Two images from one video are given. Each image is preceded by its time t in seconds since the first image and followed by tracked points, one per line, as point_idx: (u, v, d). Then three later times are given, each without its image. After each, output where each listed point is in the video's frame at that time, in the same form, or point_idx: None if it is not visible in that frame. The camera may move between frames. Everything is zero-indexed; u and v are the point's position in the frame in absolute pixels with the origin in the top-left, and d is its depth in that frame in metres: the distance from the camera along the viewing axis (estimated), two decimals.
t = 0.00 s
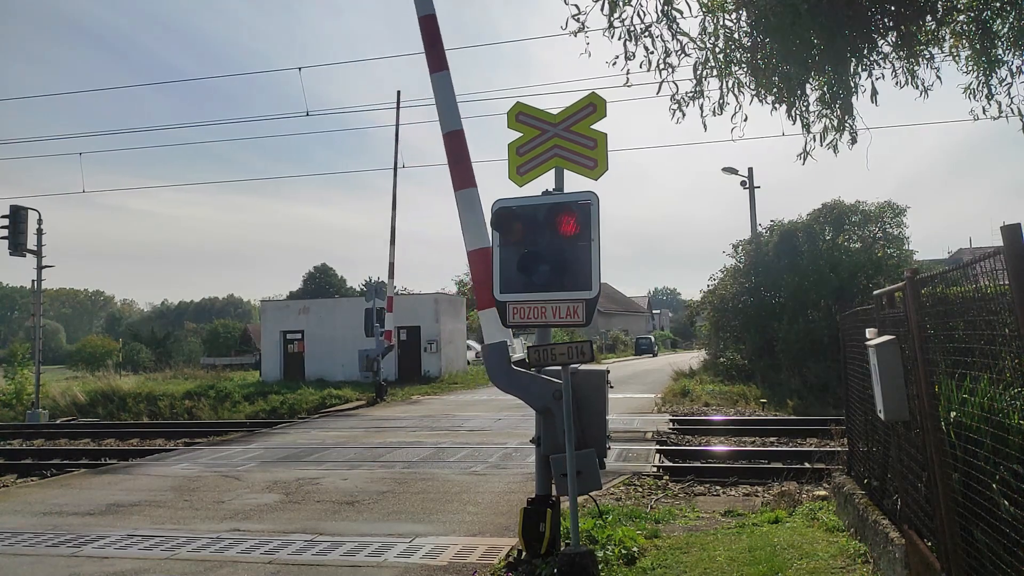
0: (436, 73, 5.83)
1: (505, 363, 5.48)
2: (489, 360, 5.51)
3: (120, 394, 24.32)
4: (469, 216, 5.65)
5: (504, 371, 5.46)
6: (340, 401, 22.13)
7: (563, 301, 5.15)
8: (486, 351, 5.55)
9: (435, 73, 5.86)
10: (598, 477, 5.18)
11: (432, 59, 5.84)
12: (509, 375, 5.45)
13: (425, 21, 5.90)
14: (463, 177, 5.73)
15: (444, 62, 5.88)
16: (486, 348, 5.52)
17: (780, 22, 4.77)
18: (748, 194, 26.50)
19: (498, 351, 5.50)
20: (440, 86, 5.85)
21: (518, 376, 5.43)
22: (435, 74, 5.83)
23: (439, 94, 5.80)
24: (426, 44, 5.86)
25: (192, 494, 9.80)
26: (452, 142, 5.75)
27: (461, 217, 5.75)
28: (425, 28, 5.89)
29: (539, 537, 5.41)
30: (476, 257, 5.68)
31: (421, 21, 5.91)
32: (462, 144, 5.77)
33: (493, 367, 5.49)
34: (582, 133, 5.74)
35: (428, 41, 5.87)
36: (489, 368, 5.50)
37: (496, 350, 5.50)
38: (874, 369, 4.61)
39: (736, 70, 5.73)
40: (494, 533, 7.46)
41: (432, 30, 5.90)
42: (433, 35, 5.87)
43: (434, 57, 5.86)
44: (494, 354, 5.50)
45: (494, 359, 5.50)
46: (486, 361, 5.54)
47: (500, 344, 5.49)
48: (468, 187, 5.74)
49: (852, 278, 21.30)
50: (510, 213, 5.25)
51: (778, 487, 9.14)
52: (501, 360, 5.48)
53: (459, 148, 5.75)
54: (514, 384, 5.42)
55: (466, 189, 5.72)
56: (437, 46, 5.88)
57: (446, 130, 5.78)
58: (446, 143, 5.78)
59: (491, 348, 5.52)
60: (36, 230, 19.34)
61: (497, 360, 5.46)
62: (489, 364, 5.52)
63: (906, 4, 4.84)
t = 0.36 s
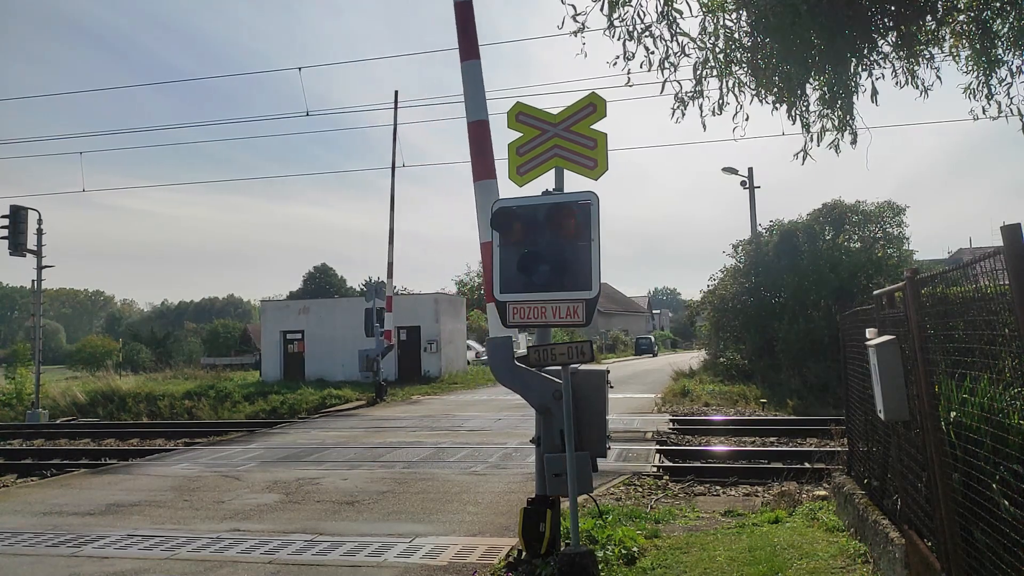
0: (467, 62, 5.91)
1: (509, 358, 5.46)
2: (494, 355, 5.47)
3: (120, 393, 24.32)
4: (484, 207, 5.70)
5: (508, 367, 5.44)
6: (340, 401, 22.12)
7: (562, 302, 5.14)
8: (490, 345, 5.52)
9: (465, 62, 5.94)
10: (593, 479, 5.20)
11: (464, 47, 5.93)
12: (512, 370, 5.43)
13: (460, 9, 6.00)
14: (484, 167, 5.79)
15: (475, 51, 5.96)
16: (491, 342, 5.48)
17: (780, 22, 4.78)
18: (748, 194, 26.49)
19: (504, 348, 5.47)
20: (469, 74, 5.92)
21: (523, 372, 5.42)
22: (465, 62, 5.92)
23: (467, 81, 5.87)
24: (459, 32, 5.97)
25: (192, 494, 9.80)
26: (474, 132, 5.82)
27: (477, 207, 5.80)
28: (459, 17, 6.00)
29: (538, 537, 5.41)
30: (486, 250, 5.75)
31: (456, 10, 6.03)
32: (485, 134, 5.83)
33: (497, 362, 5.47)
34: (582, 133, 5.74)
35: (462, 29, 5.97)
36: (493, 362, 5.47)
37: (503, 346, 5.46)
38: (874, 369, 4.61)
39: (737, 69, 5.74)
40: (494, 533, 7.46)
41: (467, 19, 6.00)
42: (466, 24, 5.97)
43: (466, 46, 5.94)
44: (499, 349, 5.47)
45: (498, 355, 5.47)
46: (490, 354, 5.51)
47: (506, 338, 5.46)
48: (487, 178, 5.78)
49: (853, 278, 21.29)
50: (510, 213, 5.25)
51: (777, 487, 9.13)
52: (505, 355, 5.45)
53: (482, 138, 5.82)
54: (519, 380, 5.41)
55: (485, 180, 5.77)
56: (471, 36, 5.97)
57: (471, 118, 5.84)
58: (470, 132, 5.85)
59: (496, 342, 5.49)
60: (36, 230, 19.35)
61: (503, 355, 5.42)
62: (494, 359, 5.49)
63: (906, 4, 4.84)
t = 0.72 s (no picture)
0: (481, 57, 5.90)
1: (510, 356, 5.46)
2: (495, 353, 5.47)
3: (120, 394, 24.31)
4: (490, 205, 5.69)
5: (509, 365, 5.45)
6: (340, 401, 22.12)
7: (562, 302, 5.15)
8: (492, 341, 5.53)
9: (481, 56, 5.92)
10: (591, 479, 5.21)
11: (479, 41, 5.92)
12: (514, 370, 5.44)
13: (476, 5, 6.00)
14: (494, 163, 5.77)
15: (491, 45, 5.95)
16: (492, 340, 5.47)
17: (780, 22, 4.77)
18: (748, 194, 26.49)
19: (506, 346, 5.47)
20: (483, 69, 5.91)
21: (523, 371, 5.43)
22: (480, 58, 5.91)
23: (481, 74, 5.86)
24: (475, 27, 5.96)
25: (191, 494, 9.80)
26: (485, 127, 5.81)
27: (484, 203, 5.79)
28: (476, 12, 5.99)
29: (539, 537, 5.41)
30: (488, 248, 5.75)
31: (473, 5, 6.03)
32: (497, 130, 5.82)
33: (498, 360, 5.47)
34: (582, 133, 5.74)
35: (479, 24, 5.96)
36: (494, 360, 5.48)
37: (504, 344, 5.45)
38: (874, 369, 4.61)
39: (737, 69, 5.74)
40: (494, 533, 7.46)
41: (484, 14, 5.99)
42: (483, 18, 5.97)
43: (482, 41, 5.94)
44: (500, 348, 5.46)
45: (500, 353, 5.46)
46: (492, 351, 5.52)
47: (506, 336, 5.43)
48: (497, 174, 5.75)
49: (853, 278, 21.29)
50: (511, 213, 5.26)
51: (778, 487, 9.14)
52: (506, 353, 5.45)
53: (494, 134, 5.81)
54: (520, 379, 5.42)
55: (494, 175, 5.74)
56: (487, 30, 5.96)
57: (484, 113, 5.83)
58: (482, 126, 5.83)
59: (496, 340, 5.47)
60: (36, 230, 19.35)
61: (504, 354, 5.42)
62: (495, 356, 5.48)
63: (905, 5, 4.84)
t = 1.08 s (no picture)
0: (479, 57, 5.90)
1: (510, 356, 5.46)
2: (495, 353, 5.47)
3: (120, 394, 24.32)
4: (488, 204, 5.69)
5: (508, 366, 5.45)
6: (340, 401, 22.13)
7: (563, 302, 5.14)
8: (492, 341, 5.52)
9: (479, 56, 5.93)
10: (590, 480, 5.22)
11: (478, 41, 5.92)
12: (514, 370, 5.45)
13: (474, 5, 6.00)
14: (493, 163, 5.76)
15: (490, 45, 5.96)
16: (492, 341, 5.48)
17: (779, 22, 4.77)
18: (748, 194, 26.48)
19: (506, 347, 5.47)
20: (482, 69, 5.91)
21: (522, 372, 5.43)
22: (477, 58, 5.91)
23: (479, 74, 5.86)
24: (473, 27, 5.96)
25: (192, 494, 9.80)
26: (483, 127, 5.82)
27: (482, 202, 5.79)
28: (474, 12, 5.99)
29: (539, 537, 5.41)
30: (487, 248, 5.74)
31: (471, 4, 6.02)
32: (496, 129, 5.82)
33: (498, 361, 5.47)
34: (582, 133, 5.74)
35: (477, 24, 5.96)
36: (494, 360, 5.48)
37: (503, 344, 5.45)
38: (874, 369, 4.61)
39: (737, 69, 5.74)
40: (494, 533, 7.46)
41: (482, 14, 5.99)
42: (482, 18, 5.97)
43: (480, 42, 5.94)
44: (500, 348, 5.46)
45: (500, 354, 5.46)
46: (491, 351, 5.52)
47: (505, 337, 5.43)
48: (496, 174, 5.75)
49: (853, 277, 21.29)
50: (510, 213, 5.26)
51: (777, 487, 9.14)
52: (506, 353, 5.45)
53: (493, 134, 5.81)
54: (520, 379, 5.42)
55: (493, 176, 5.74)
56: (485, 30, 5.97)
57: (483, 114, 5.83)
58: (481, 127, 5.84)
59: (496, 341, 5.46)
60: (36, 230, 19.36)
61: (504, 355, 5.42)
62: (495, 356, 5.48)
63: (906, 4, 4.83)
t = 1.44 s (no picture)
0: (479, 57, 5.90)
1: (510, 356, 5.46)
2: (494, 354, 5.46)
3: (120, 394, 24.31)
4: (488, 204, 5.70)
5: (508, 365, 5.45)
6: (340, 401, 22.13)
7: (563, 302, 5.14)
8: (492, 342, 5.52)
9: (479, 56, 5.93)
10: (590, 480, 5.22)
11: (478, 40, 5.92)
12: (513, 370, 5.45)
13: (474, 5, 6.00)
14: (494, 163, 5.76)
15: (490, 45, 5.95)
16: (491, 341, 5.47)
17: (779, 22, 4.77)
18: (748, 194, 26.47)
19: (506, 347, 5.47)
20: (482, 69, 5.90)
21: (522, 372, 5.43)
22: (478, 58, 5.91)
23: (480, 73, 5.85)
24: (473, 27, 5.96)
25: (192, 494, 9.80)
26: (483, 127, 5.82)
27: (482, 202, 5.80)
28: (475, 12, 5.99)
29: (539, 537, 5.40)
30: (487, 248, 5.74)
31: (472, 4, 6.02)
32: (496, 129, 5.81)
33: (498, 361, 5.47)
34: (582, 133, 5.74)
35: (477, 24, 5.96)
36: (493, 360, 5.48)
37: (503, 345, 5.45)
38: (874, 369, 4.61)
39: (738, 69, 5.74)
40: (494, 533, 7.46)
41: (483, 14, 5.99)
42: (482, 18, 5.97)
43: (481, 42, 5.93)
44: (500, 349, 5.46)
45: (500, 354, 5.46)
46: (491, 351, 5.52)
47: (505, 337, 5.43)
48: (496, 174, 5.75)
49: (852, 277, 21.30)
50: (510, 213, 5.25)
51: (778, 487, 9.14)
52: (506, 353, 5.45)
53: (493, 134, 5.80)
54: (519, 380, 5.42)
55: (493, 175, 5.74)
56: (486, 30, 5.96)
57: (483, 113, 5.83)
58: (481, 127, 5.83)
59: (496, 341, 5.46)
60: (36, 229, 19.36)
61: (504, 356, 5.42)
62: (494, 357, 5.48)
63: (906, 4, 4.83)
